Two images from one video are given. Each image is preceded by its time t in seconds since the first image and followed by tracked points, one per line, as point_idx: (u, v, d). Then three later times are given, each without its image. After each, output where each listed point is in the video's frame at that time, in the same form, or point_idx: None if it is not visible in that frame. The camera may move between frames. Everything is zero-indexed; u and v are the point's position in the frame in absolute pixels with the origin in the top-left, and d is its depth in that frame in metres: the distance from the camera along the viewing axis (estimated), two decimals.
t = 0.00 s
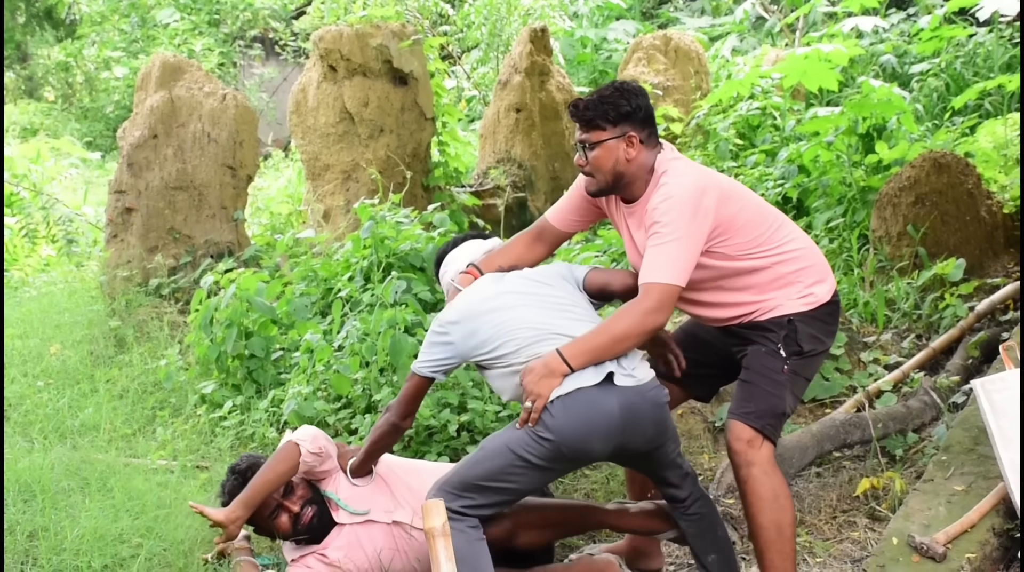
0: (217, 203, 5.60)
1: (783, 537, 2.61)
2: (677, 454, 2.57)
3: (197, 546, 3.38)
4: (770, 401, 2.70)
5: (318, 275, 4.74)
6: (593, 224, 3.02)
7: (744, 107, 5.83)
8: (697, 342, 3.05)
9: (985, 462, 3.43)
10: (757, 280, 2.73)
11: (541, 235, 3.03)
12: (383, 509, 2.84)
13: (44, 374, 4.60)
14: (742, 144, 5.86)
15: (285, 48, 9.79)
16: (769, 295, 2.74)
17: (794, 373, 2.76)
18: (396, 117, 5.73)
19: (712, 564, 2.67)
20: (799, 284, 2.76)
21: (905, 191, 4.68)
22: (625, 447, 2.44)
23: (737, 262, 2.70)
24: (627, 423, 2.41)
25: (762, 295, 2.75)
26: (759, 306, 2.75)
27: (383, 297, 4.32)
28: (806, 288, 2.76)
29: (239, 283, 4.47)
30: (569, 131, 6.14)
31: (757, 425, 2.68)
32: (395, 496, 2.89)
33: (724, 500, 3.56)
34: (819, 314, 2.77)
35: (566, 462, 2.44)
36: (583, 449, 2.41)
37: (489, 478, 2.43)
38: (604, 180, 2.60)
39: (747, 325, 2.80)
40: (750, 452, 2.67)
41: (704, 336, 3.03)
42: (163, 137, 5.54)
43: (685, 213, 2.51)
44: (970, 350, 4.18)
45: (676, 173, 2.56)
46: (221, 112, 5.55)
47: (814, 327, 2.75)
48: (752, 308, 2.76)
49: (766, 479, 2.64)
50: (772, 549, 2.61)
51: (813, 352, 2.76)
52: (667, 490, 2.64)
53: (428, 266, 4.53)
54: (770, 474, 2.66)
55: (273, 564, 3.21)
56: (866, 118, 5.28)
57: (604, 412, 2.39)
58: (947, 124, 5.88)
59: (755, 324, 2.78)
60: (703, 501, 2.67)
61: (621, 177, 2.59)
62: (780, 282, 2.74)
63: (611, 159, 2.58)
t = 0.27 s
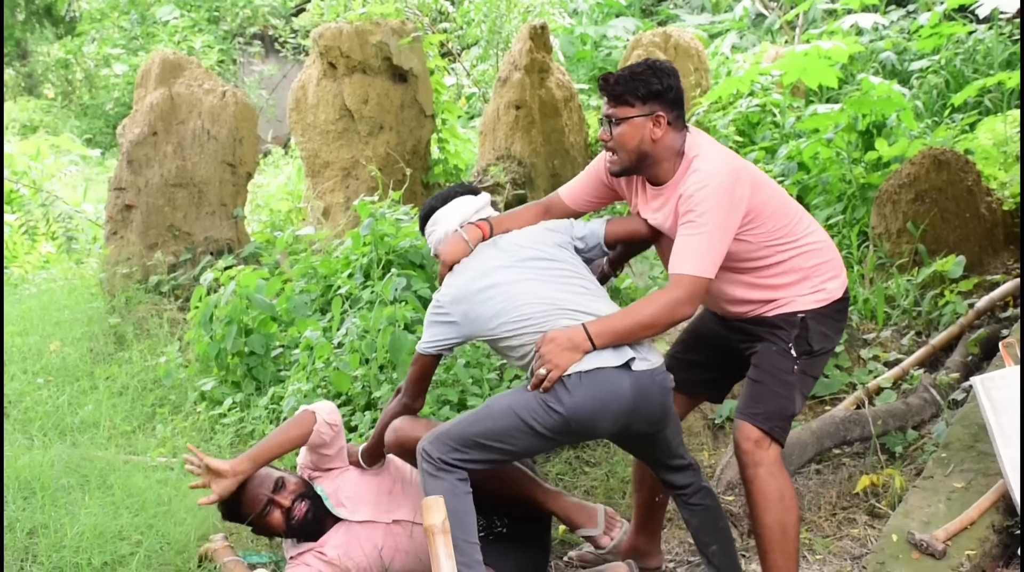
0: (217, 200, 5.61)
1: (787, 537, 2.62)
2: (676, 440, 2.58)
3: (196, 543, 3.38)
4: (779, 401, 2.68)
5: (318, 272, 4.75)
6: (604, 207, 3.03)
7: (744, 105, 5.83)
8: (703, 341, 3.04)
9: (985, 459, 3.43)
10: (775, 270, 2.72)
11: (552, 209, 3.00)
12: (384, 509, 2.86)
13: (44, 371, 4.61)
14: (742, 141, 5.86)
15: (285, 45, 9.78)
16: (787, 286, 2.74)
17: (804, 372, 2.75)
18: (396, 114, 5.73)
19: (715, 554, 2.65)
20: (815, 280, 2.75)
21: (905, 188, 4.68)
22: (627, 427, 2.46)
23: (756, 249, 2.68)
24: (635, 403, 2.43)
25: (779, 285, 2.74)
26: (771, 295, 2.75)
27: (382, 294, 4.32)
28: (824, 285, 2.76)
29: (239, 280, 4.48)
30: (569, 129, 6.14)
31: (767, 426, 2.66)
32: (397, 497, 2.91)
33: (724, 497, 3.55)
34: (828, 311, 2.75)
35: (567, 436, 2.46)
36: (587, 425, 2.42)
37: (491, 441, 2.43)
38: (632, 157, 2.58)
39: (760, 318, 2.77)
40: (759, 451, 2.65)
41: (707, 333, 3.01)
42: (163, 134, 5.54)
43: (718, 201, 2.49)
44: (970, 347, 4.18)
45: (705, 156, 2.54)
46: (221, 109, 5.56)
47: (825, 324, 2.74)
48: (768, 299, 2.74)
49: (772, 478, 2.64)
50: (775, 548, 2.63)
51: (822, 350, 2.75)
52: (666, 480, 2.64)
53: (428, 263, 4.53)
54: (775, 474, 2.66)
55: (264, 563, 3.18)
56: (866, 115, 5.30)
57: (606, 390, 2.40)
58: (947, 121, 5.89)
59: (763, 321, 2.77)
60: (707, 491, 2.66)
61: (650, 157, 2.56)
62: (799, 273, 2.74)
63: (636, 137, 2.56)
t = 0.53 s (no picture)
0: (216, 199, 5.60)
1: (782, 539, 2.62)
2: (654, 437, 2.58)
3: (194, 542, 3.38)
4: (767, 408, 2.65)
5: (318, 271, 4.75)
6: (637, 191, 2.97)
7: (743, 104, 5.84)
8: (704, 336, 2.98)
9: (984, 457, 3.43)
10: (768, 256, 2.65)
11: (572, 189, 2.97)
12: (387, 498, 2.93)
13: (43, 371, 4.61)
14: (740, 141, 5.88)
15: (284, 44, 9.77)
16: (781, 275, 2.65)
17: (794, 372, 2.68)
18: (396, 114, 5.73)
19: (703, 553, 2.65)
20: (811, 270, 2.66)
21: (904, 187, 4.68)
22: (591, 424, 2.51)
23: (748, 231, 2.63)
24: (594, 404, 2.46)
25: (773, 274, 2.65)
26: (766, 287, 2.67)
27: (382, 294, 4.32)
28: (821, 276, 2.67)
29: (238, 279, 4.48)
30: (569, 128, 6.15)
31: (753, 433, 2.66)
32: (400, 487, 2.98)
33: (723, 496, 3.55)
34: (818, 306, 2.66)
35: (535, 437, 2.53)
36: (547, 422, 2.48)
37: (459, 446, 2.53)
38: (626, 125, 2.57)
39: (749, 314, 2.72)
40: (746, 454, 2.67)
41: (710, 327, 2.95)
42: (162, 133, 5.55)
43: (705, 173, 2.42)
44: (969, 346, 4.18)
45: (700, 126, 2.51)
46: (221, 108, 5.55)
47: (814, 319, 2.66)
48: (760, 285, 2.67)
49: (765, 482, 2.63)
50: (771, 550, 2.63)
51: (812, 346, 2.67)
52: (651, 481, 2.63)
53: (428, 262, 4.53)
54: (769, 477, 2.65)
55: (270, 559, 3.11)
56: (865, 114, 5.31)
57: (563, 391, 2.45)
58: (946, 120, 5.89)
59: (751, 318, 2.72)
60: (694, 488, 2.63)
61: (644, 125, 2.56)
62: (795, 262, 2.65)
63: (631, 103, 2.55)
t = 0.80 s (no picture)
0: (215, 198, 5.60)
1: (771, 541, 2.62)
2: (591, 416, 2.51)
3: (193, 542, 3.38)
4: (747, 414, 2.65)
5: (317, 271, 4.76)
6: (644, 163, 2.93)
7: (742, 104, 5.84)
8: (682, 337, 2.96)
9: (983, 457, 3.43)
10: (754, 248, 2.65)
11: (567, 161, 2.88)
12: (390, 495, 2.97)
13: (42, 371, 4.61)
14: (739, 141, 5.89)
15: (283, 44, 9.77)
16: (763, 271, 2.65)
17: (767, 376, 2.69)
18: (395, 113, 5.73)
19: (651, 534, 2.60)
20: (800, 267, 2.68)
21: (903, 187, 4.69)
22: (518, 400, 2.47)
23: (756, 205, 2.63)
24: (492, 384, 2.43)
25: (757, 267, 2.66)
26: (743, 283, 2.67)
27: (381, 294, 4.31)
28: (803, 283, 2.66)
29: (237, 279, 4.48)
30: (568, 128, 6.15)
31: (734, 439, 2.65)
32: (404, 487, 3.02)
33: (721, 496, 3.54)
34: (791, 310, 2.67)
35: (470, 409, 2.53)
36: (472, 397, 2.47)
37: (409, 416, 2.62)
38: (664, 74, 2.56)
39: (724, 316, 2.74)
40: (727, 460, 2.66)
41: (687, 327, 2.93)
42: (161, 133, 5.55)
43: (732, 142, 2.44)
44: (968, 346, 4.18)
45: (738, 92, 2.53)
46: (220, 108, 5.55)
47: (785, 323, 2.67)
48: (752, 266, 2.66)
49: (749, 486, 2.63)
50: (761, 551, 2.62)
51: (784, 350, 2.68)
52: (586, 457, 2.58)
53: (427, 262, 4.54)
54: (752, 481, 2.65)
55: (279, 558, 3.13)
56: (864, 114, 5.31)
57: (478, 373, 2.43)
58: (945, 120, 5.90)
59: (728, 322, 2.73)
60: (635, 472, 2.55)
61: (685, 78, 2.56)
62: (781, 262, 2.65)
63: (677, 51, 2.55)
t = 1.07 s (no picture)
0: (214, 199, 5.60)
1: (776, 536, 2.61)
2: (566, 415, 2.49)
3: (192, 542, 3.37)
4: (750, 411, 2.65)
5: (316, 271, 4.75)
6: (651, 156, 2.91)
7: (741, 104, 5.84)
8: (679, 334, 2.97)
9: (982, 457, 3.43)
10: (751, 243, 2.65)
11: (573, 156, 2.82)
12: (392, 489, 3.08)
13: (41, 371, 4.61)
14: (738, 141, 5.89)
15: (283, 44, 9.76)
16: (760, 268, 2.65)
17: (768, 374, 2.69)
18: (394, 113, 5.73)
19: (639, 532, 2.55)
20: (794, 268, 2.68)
21: (902, 187, 4.69)
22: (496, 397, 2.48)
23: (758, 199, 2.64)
24: (454, 384, 2.48)
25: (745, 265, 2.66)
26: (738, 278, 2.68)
27: (380, 294, 4.32)
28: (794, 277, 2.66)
29: (236, 279, 4.48)
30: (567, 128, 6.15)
31: (740, 435, 2.66)
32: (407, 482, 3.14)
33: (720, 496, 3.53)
34: (789, 309, 2.68)
35: (453, 405, 2.55)
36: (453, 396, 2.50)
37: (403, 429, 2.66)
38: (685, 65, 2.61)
39: (723, 315, 2.75)
40: (732, 455, 2.66)
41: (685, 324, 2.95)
42: (160, 133, 5.55)
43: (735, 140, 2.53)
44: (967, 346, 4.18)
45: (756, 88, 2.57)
46: (219, 108, 5.55)
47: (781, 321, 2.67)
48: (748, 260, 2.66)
49: (752, 482, 2.63)
50: (768, 549, 2.61)
51: (783, 349, 2.69)
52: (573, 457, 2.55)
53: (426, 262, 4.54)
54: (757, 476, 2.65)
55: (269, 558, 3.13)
56: (863, 114, 5.32)
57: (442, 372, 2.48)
58: (943, 120, 5.91)
59: (727, 319, 2.74)
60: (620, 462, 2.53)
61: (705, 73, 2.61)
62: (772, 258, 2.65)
63: (704, 41, 2.60)
